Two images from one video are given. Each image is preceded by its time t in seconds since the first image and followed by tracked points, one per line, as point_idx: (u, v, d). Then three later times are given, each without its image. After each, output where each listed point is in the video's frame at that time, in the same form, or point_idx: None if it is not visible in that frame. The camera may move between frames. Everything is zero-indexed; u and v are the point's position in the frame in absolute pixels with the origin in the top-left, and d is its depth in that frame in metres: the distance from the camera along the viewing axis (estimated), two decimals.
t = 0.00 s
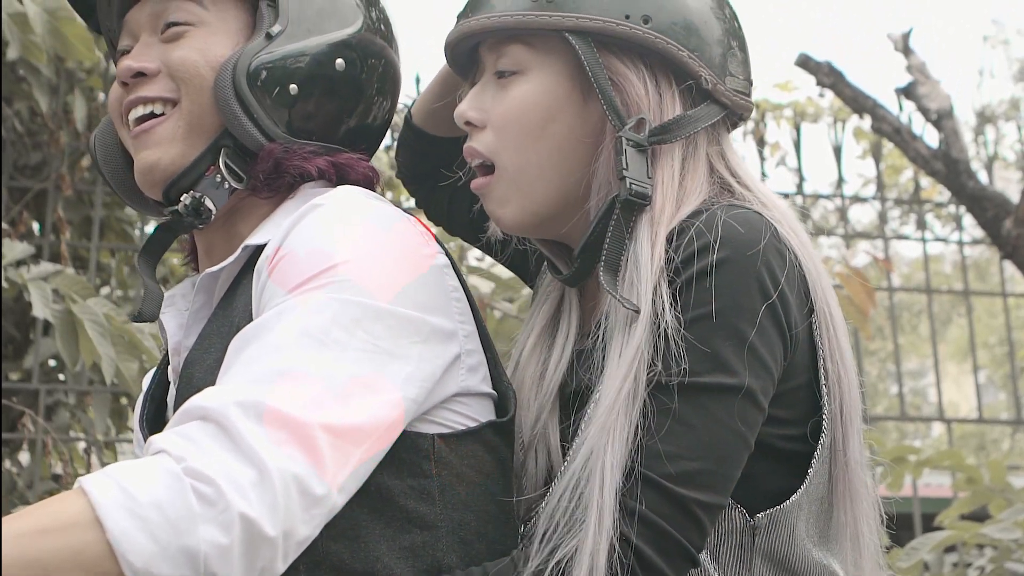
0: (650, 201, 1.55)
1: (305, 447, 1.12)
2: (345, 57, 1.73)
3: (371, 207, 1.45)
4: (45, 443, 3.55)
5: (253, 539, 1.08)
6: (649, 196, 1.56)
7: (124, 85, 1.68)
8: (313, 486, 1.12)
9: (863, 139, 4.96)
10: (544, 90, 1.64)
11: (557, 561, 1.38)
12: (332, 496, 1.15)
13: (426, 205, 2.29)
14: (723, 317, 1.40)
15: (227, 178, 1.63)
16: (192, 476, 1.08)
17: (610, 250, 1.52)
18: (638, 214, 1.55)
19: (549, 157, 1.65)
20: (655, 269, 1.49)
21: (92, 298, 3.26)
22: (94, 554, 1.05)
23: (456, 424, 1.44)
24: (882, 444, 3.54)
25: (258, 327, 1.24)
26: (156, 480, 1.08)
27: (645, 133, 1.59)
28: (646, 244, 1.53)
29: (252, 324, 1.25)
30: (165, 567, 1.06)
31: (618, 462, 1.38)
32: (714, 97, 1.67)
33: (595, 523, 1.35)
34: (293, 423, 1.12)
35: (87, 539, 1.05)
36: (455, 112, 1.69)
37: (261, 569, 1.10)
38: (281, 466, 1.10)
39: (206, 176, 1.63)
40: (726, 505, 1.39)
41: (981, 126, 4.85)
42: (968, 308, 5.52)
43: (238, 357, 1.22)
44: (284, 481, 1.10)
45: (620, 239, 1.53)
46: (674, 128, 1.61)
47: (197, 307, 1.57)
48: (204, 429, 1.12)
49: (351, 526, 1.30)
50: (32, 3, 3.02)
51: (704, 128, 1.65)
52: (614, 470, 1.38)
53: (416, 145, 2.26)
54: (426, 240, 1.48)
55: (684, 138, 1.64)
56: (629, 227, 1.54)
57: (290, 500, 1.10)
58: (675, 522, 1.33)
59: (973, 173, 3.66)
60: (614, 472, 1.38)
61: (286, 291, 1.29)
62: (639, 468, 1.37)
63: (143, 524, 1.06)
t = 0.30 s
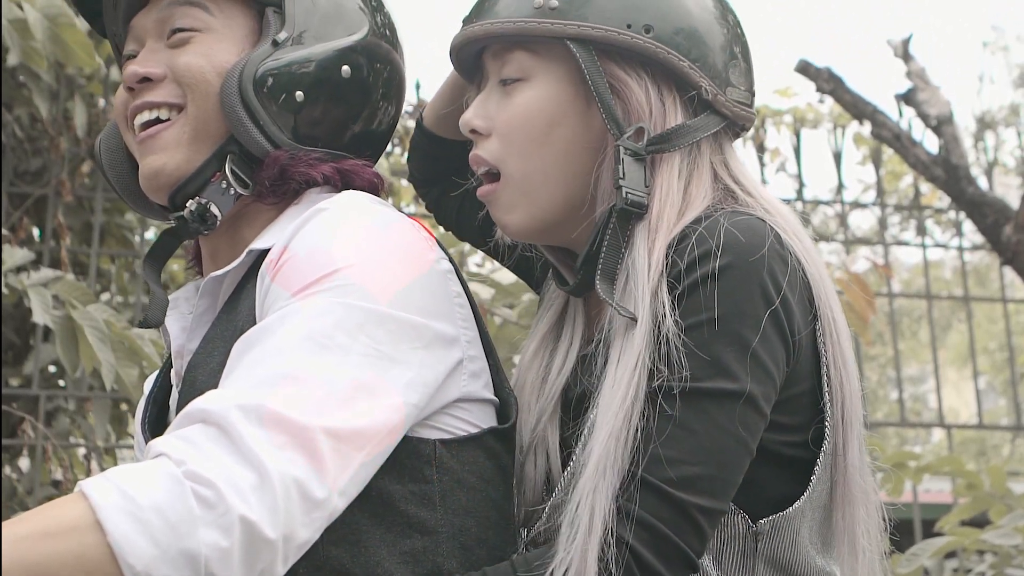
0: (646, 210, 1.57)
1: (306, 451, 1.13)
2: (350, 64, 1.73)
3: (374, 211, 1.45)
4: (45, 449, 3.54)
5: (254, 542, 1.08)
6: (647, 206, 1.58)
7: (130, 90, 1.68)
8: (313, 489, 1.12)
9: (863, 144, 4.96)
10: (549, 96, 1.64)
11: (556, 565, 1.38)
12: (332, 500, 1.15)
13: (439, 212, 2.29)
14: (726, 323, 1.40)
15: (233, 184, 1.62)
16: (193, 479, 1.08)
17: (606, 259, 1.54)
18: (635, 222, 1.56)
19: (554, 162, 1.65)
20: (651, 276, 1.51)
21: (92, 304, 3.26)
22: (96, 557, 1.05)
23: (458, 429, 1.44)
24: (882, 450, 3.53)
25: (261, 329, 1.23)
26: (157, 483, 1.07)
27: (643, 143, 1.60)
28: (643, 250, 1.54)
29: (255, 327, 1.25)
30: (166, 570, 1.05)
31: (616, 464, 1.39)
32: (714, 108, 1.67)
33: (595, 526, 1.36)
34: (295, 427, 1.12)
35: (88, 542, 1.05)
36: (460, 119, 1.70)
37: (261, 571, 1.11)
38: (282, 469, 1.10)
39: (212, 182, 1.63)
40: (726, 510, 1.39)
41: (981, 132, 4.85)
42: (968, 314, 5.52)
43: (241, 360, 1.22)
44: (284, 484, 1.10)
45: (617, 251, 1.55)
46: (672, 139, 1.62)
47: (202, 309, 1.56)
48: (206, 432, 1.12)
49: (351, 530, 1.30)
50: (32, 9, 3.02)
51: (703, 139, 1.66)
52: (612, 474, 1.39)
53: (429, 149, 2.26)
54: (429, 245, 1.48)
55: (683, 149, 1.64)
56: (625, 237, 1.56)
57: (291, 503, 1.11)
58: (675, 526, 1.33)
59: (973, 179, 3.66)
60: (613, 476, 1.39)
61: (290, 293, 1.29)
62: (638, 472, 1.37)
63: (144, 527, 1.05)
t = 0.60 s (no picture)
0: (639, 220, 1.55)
1: (306, 457, 1.13)
2: (356, 72, 1.73)
3: (375, 217, 1.44)
4: (45, 455, 3.54)
5: (255, 548, 1.08)
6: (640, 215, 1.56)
7: (136, 94, 1.69)
8: (313, 495, 1.12)
9: (863, 149, 4.96)
10: (553, 102, 1.64)
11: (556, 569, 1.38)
12: (332, 506, 1.15)
13: (449, 215, 2.29)
14: (729, 328, 1.39)
15: (236, 191, 1.63)
16: (195, 486, 1.07)
17: (598, 268, 1.54)
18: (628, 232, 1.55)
19: (559, 167, 1.65)
20: (647, 282, 1.51)
21: (92, 310, 3.26)
22: (97, 563, 1.05)
23: (459, 436, 1.43)
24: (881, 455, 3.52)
25: (264, 334, 1.23)
26: (158, 489, 1.07)
27: (640, 154, 1.61)
28: (639, 257, 1.55)
29: (258, 331, 1.24)
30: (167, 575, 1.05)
31: (616, 466, 1.40)
32: (714, 120, 1.67)
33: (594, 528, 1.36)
34: (295, 433, 1.12)
35: (89, 548, 1.05)
36: (466, 126, 1.70)
37: None
38: (282, 475, 1.10)
39: (216, 188, 1.63)
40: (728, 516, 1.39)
41: (981, 137, 4.85)
42: (968, 319, 5.51)
43: (243, 364, 1.22)
44: (285, 490, 1.10)
45: (608, 258, 1.55)
46: (669, 150, 1.62)
47: (206, 314, 1.56)
48: (206, 437, 1.12)
49: (352, 534, 1.30)
50: (32, 15, 3.02)
51: (700, 151, 1.66)
52: (612, 477, 1.40)
53: (441, 151, 2.27)
54: (431, 250, 1.48)
55: (681, 159, 1.64)
56: (618, 246, 1.55)
57: (291, 509, 1.11)
58: (676, 528, 1.32)
59: (973, 185, 3.66)
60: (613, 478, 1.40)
61: (293, 298, 1.29)
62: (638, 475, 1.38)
63: (145, 532, 1.05)
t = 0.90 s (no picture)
0: (631, 227, 1.57)
1: (307, 462, 1.13)
2: (362, 79, 1.73)
3: (379, 222, 1.44)
4: (45, 460, 3.53)
5: (256, 554, 1.08)
6: (633, 222, 1.58)
7: (142, 98, 1.69)
8: (314, 501, 1.13)
9: (863, 155, 4.96)
10: (559, 107, 1.65)
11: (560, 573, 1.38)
12: (332, 513, 1.15)
13: (460, 219, 2.30)
14: (736, 333, 1.39)
15: (242, 197, 1.62)
16: (196, 492, 1.07)
17: (589, 271, 1.56)
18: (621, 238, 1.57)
19: (566, 172, 1.65)
20: (647, 287, 1.52)
21: (93, 315, 3.25)
22: (99, 569, 1.04)
23: (459, 441, 1.43)
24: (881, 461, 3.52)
25: (267, 339, 1.23)
26: (158, 494, 1.07)
27: (636, 160, 1.61)
28: (638, 263, 1.55)
29: (261, 336, 1.24)
30: None
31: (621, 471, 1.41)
32: (715, 128, 1.66)
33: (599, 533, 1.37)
34: (296, 438, 1.12)
35: (92, 554, 1.04)
36: (473, 133, 1.71)
37: None
38: (284, 481, 1.10)
39: (221, 194, 1.63)
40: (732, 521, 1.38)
41: (981, 142, 4.85)
42: (968, 324, 5.51)
43: (246, 369, 1.22)
44: (286, 496, 1.10)
45: (596, 260, 1.56)
46: (666, 156, 1.62)
47: (210, 320, 1.55)
48: (207, 442, 1.12)
49: (354, 539, 1.30)
50: (32, 20, 3.02)
51: (698, 159, 1.65)
52: (617, 483, 1.40)
53: (451, 154, 2.28)
54: (434, 256, 1.48)
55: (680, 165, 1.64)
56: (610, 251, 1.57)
57: (292, 515, 1.10)
58: (680, 532, 1.32)
59: (973, 190, 3.66)
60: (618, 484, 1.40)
61: (296, 301, 1.29)
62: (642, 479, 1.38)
63: (146, 538, 1.05)
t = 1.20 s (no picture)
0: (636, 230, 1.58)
1: (309, 466, 1.13)
2: (368, 86, 1.73)
3: (385, 225, 1.44)
4: (45, 464, 3.52)
5: (259, 557, 1.08)
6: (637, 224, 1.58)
7: (148, 101, 1.69)
8: (316, 503, 1.12)
9: (862, 158, 4.96)
10: (566, 111, 1.65)
11: None
12: (335, 515, 1.15)
13: (468, 226, 2.29)
14: (743, 340, 1.39)
15: (248, 202, 1.62)
16: (199, 494, 1.07)
17: (592, 273, 1.58)
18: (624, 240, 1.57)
19: (573, 176, 1.65)
20: (649, 289, 1.52)
21: (93, 319, 3.25)
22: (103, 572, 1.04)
23: (461, 445, 1.43)
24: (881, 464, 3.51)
25: (271, 341, 1.23)
26: (160, 496, 1.06)
27: (641, 163, 1.62)
28: (640, 266, 1.56)
29: (264, 338, 1.24)
30: None
31: (625, 475, 1.40)
32: (722, 131, 1.66)
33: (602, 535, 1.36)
34: (299, 441, 1.12)
35: (96, 557, 1.04)
36: (482, 138, 1.71)
37: None
38: (286, 484, 1.10)
39: (227, 199, 1.63)
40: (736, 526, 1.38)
41: (980, 145, 4.85)
42: (968, 328, 5.50)
43: (250, 371, 1.21)
44: (287, 499, 1.10)
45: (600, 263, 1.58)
46: (672, 159, 1.62)
47: (212, 322, 1.55)
48: (210, 445, 1.11)
49: (357, 542, 1.30)
50: (33, 25, 3.02)
51: (704, 161, 1.66)
52: (621, 485, 1.40)
53: (456, 160, 2.29)
54: (437, 259, 1.48)
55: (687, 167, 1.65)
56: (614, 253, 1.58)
57: (294, 518, 1.10)
58: (683, 537, 1.32)
59: (972, 194, 3.66)
60: (622, 486, 1.40)
61: (299, 304, 1.29)
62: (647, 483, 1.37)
63: (150, 541, 1.04)
